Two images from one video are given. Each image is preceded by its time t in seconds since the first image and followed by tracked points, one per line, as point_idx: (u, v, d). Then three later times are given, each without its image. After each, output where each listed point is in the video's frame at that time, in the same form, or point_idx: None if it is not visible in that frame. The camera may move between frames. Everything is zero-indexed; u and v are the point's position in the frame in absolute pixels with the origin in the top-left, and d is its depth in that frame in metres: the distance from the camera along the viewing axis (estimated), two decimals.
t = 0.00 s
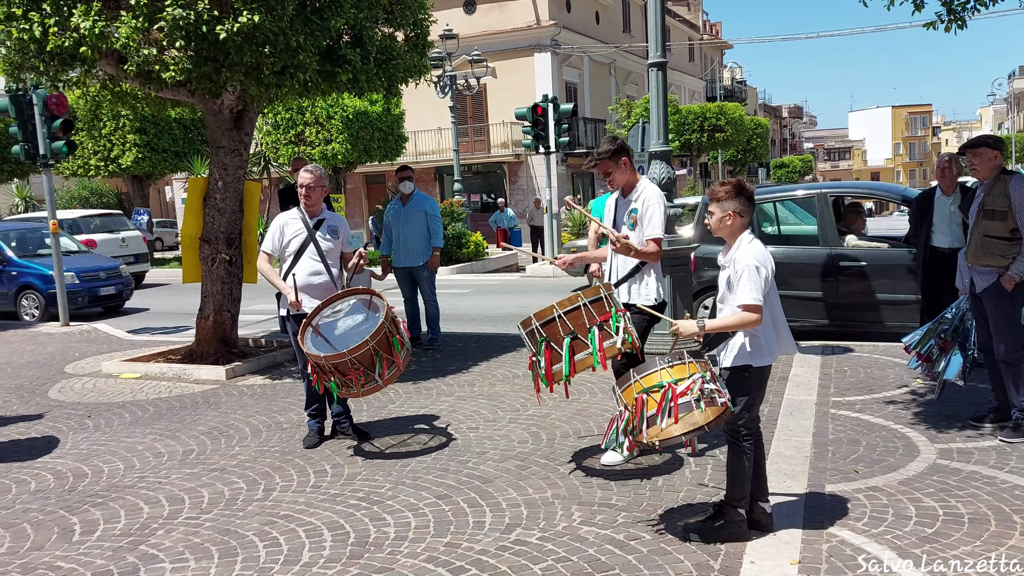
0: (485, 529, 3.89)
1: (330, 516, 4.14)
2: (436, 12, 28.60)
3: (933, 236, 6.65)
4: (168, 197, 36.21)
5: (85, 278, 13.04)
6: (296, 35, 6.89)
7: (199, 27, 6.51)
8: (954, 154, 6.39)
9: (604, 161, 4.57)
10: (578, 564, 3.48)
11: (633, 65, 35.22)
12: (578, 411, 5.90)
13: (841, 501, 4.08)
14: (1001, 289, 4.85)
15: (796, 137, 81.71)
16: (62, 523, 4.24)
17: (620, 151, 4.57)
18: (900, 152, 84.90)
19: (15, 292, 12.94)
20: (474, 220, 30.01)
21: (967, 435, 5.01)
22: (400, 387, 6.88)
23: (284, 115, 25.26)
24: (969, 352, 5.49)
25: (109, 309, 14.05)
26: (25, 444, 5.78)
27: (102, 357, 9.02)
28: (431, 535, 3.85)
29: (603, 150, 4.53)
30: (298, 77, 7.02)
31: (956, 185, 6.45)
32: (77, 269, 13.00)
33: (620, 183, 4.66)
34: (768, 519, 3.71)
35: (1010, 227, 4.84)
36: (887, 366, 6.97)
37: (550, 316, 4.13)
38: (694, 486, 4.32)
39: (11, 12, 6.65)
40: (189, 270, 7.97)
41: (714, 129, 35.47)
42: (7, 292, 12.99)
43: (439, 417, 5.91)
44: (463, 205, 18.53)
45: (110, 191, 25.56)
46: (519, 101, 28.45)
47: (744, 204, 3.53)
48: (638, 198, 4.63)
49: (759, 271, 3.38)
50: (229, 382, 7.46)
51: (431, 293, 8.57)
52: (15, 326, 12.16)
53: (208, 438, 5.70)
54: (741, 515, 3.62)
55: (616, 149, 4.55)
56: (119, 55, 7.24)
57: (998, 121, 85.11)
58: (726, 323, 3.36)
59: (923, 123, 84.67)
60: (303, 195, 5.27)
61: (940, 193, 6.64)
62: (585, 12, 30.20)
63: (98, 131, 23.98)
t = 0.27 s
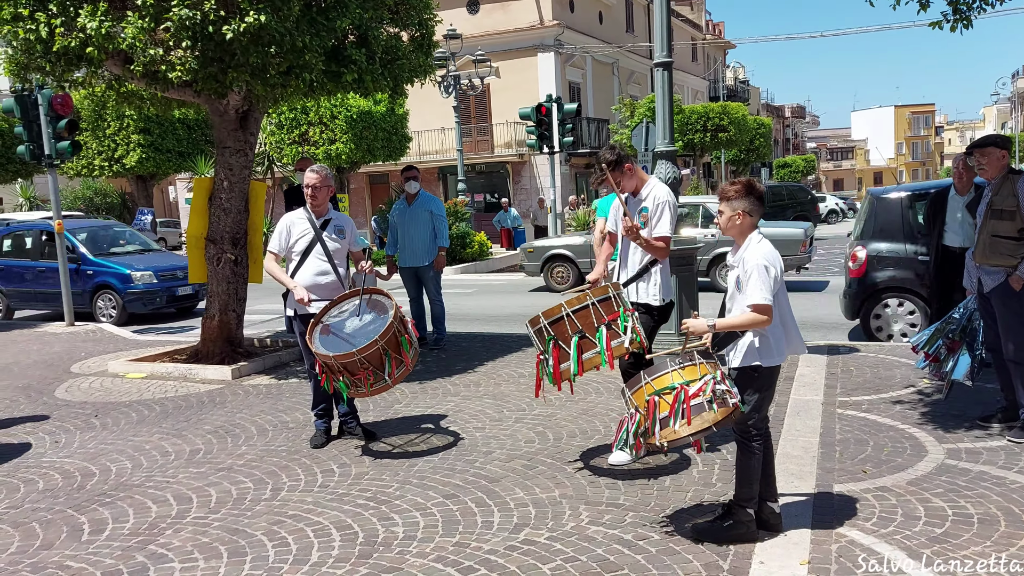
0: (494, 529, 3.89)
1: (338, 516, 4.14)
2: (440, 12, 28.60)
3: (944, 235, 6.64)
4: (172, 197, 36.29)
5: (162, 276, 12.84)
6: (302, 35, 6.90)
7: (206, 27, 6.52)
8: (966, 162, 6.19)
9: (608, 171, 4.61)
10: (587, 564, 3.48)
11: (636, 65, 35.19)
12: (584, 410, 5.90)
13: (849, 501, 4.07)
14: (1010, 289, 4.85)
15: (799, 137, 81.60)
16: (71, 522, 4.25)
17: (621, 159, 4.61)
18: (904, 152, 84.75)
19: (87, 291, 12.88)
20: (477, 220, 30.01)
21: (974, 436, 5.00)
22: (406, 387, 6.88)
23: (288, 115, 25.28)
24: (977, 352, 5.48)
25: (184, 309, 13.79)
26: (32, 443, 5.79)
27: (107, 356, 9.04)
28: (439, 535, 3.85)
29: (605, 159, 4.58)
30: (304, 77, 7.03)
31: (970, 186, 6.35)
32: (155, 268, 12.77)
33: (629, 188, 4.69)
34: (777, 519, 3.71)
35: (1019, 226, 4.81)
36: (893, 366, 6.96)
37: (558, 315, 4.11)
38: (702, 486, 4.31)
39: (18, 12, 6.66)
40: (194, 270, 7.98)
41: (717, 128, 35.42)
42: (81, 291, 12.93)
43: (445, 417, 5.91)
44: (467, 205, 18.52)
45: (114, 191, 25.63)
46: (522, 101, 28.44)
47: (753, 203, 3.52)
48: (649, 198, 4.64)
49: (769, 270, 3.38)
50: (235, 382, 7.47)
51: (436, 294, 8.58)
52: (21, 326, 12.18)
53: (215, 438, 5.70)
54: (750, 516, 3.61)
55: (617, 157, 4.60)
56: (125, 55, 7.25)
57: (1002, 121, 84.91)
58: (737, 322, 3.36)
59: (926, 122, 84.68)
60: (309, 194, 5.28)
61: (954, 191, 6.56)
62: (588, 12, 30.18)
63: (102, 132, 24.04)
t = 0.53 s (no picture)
0: (497, 526, 3.89)
1: (342, 513, 4.14)
2: (441, 9, 28.58)
3: (949, 233, 6.65)
4: (173, 195, 36.30)
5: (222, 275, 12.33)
6: (304, 32, 6.88)
7: (208, 24, 6.52)
8: (970, 159, 6.21)
9: (610, 168, 4.58)
10: (591, 561, 3.48)
11: (637, 62, 35.15)
12: (587, 408, 5.90)
13: (853, 499, 4.07)
14: (1014, 286, 4.82)
15: (800, 135, 81.53)
16: (74, 519, 4.26)
17: (623, 158, 4.58)
18: (904, 149, 84.68)
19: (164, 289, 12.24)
20: (478, 218, 30.00)
21: (978, 433, 4.99)
22: (408, 384, 6.88)
23: (289, 113, 25.26)
24: (981, 349, 5.47)
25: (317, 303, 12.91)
26: (34, 441, 5.79)
27: (109, 354, 9.04)
28: (443, 532, 3.85)
29: (608, 156, 4.55)
30: (306, 74, 7.02)
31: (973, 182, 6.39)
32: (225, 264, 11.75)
33: (630, 186, 4.68)
34: (781, 517, 3.71)
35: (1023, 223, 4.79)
36: (896, 363, 6.96)
37: (561, 314, 4.10)
38: (706, 483, 4.31)
39: (20, 9, 6.66)
40: (196, 267, 7.98)
41: (718, 126, 35.37)
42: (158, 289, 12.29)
43: (448, 414, 5.91)
44: (468, 203, 18.51)
45: (115, 188, 25.65)
46: (523, 99, 28.41)
47: (759, 200, 3.52)
48: (651, 196, 4.63)
49: (775, 266, 3.37)
50: (237, 379, 7.46)
51: (438, 292, 8.56)
52: (22, 324, 12.17)
53: (218, 435, 5.70)
54: (754, 513, 3.61)
55: (619, 156, 4.55)
56: (126, 52, 7.23)
57: (1003, 118, 84.81)
58: (745, 319, 3.36)
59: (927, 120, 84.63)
60: (310, 192, 5.27)
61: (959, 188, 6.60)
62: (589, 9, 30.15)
63: (103, 129, 24.04)
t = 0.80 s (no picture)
0: (499, 524, 3.89)
1: (343, 511, 4.14)
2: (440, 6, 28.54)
3: (949, 231, 6.64)
4: (172, 192, 36.25)
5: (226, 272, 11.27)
6: (304, 28, 6.86)
7: (208, 20, 6.50)
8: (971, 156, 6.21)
9: (612, 164, 4.56)
10: (593, 559, 3.48)
11: (637, 59, 35.11)
12: (588, 405, 5.89)
13: (854, 496, 4.07)
14: (1015, 284, 4.81)
15: (799, 133, 81.52)
16: (75, 516, 4.25)
17: (625, 155, 4.56)
18: (904, 147, 84.69)
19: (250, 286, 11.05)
20: (477, 215, 29.97)
21: (979, 430, 4.99)
22: (409, 382, 6.88)
23: (288, 110, 25.24)
24: (981, 346, 5.48)
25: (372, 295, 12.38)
26: (34, 438, 5.77)
27: (109, 351, 9.03)
28: (444, 530, 3.85)
29: (610, 153, 4.53)
30: (306, 71, 7.00)
31: (972, 179, 6.40)
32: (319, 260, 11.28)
33: (631, 183, 4.67)
34: (783, 514, 3.71)
35: None
36: (896, 361, 6.95)
37: (564, 310, 4.10)
38: (707, 480, 4.31)
39: (19, 5, 6.64)
40: (196, 264, 7.97)
41: (718, 123, 35.35)
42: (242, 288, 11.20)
43: (449, 412, 5.91)
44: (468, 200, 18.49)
45: (114, 185, 25.60)
46: (523, 96, 28.38)
47: (764, 197, 3.51)
48: (652, 192, 4.63)
49: (781, 263, 3.37)
50: (237, 377, 7.45)
51: (438, 289, 8.57)
52: (21, 321, 12.15)
53: (218, 432, 5.69)
54: (756, 510, 3.61)
55: (620, 153, 4.53)
56: (125, 49, 7.21)
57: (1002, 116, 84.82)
58: (751, 316, 3.36)
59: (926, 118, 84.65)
60: (311, 188, 5.27)
61: (956, 186, 6.59)
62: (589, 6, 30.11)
63: (102, 126, 23.99)
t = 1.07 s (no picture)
0: (499, 522, 3.89)
1: (342, 509, 4.13)
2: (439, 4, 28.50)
3: (948, 229, 6.64)
4: (170, 189, 36.22)
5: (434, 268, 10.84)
6: (304, 25, 6.84)
7: (207, 17, 6.49)
8: (970, 155, 6.19)
9: (611, 162, 4.54)
10: (593, 557, 3.48)
11: (636, 58, 35.08)
12: (587, 404, 5.89)
13: (854, 494, 4.07)
14: (1015, 283, 4.82)
15: (798, 131, 81.57)
16: (74, 514, 4.24)
17: (625, 153, 4.54)
18: (902, 146, 84.74)
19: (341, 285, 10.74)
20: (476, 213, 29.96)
21: (977, 429, 5.00)
22: (408, 379, 6.87)
23: (287, 107, 25.21)
24: (980, 345, 5.49)
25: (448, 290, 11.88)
26: (33, 436, 5.76)
27: (107, 349, 9.01)
28: (444, 528, 3.85)
29: (610, 150, 4.51)
30: (305, 68, 6.99)
31: (970, 178, 6.40)
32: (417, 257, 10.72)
33: (630, 181, 4.66)
34: (783, 512, 3.71)
35: None
36: (895, 359, 6.96)
37: (564, 308, 4.13)
38: (707, 478, 4.31)
39: (18, 2, 6.63)
40: (195, 261, 7.96)
41: (717, 122, 35.35)
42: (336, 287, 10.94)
43: (448, 410, 5.90)
44: (467, 198, 18.47)
45: (112, 182, 25.55)
46: (521, 94, 28.36)
47: (766, 196, 3.50)
48: (650, 191, 4.62)
49: (781, 262, 3.37)
50: (236, 374, 7.44)
51: (437, 287, 8.57)
52: (20, 318, 12.13)
53: (217, 430, 5.69)
54: (756, 509, 3.61)
55: (621, 151, 4.51)
56: (124, 46, 7.20)
57: (1000, 115, 84.91)
58: (750, 316, 3.36)
59: (924, 116, 84.74)
60: (311, 185, 5.26)
61: (954, 184, 6.58)
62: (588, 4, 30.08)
63: (100, 123, 23.94)
